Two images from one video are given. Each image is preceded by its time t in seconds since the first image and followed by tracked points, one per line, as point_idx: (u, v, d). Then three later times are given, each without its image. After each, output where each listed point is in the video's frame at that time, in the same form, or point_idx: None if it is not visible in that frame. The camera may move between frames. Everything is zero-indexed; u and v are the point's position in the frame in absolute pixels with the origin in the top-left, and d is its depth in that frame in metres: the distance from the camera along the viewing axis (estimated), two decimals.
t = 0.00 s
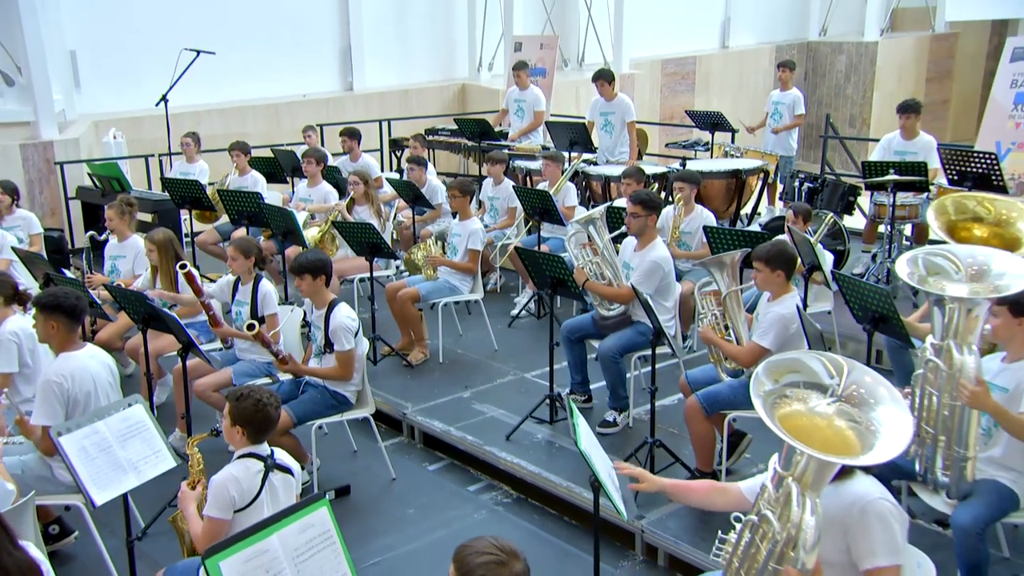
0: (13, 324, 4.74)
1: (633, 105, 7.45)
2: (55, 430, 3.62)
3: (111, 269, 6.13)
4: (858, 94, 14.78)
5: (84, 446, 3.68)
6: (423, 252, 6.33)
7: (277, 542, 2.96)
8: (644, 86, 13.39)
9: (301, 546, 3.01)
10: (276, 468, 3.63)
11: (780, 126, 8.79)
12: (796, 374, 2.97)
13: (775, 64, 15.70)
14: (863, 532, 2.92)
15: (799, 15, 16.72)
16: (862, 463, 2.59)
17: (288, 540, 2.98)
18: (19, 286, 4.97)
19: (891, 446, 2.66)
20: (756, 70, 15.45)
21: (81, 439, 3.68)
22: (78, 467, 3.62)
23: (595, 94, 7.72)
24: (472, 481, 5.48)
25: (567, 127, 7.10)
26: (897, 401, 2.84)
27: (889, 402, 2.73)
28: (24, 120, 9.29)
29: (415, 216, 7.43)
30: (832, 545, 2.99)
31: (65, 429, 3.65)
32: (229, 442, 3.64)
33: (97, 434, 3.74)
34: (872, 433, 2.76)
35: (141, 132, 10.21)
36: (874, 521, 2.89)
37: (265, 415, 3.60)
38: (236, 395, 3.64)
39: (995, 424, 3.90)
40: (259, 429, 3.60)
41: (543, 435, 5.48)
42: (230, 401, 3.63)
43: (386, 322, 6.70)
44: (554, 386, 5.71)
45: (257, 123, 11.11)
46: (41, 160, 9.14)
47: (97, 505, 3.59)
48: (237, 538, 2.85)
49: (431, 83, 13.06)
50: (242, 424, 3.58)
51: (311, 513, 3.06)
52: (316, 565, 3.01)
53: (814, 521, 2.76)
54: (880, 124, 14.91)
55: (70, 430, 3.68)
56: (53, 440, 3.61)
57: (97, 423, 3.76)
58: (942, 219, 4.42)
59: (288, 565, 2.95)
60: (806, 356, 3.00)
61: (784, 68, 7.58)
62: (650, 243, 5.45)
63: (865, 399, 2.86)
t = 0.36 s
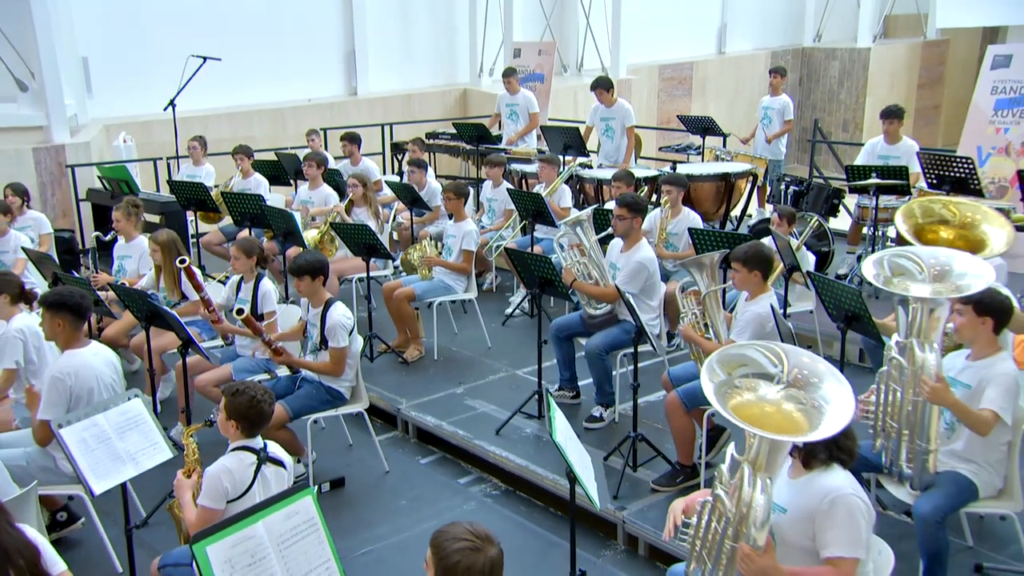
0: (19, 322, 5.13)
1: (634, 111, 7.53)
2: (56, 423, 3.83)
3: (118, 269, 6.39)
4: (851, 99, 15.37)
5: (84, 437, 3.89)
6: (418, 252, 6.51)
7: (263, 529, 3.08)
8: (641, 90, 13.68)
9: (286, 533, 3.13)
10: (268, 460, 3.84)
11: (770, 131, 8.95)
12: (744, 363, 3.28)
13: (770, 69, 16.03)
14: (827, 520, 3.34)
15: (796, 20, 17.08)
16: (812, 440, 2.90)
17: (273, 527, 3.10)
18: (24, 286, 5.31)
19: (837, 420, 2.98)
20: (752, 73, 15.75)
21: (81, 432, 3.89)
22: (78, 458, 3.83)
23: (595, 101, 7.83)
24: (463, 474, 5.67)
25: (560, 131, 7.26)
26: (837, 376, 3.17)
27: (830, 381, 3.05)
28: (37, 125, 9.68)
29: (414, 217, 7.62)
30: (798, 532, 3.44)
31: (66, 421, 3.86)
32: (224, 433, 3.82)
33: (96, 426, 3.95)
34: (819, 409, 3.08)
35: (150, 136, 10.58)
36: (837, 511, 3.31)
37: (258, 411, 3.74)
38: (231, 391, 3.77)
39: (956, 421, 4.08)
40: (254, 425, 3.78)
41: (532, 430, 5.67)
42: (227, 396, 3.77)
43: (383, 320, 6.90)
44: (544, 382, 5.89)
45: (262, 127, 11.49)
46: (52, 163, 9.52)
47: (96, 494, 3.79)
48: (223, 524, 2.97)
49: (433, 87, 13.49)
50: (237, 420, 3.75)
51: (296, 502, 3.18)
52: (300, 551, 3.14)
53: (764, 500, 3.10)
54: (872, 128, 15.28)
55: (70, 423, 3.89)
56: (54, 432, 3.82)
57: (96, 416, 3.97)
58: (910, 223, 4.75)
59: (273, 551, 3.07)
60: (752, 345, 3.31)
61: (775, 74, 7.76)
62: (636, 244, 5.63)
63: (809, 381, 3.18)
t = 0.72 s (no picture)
0: (28, 320, 5.43)
1: (631, 115, 7.65)
2: (60, 415, 4.04)
3: (126, 268, 6.66)
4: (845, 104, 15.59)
5: (86, 429, 4.09)
6: (416, 252, 6.71)
7: (252, 515, 3.19)
8: (638, 96, 14.06)
9: (274, 520, 3.24)
10: (266, 456, 3.98)
11: (764, 135, 9.13)
12: (705, 353, 3.70)
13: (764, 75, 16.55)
14: (797, 512, 3.59)
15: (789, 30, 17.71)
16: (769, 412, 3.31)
17: (262, 514, 3.21)
18: (34, 284, 5.59)
19: (790, 395, 3.39)
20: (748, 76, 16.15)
21: (83, 424, 4.10)
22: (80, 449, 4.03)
23: (594, 107, 7.96)
24: (455, 467, 5.85)
25: (555, 134, 7.42)
26: (788, 359, 3.60)
27: (782, 360, 3.48)
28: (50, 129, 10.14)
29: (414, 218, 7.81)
30: (770, 519, 3.69)
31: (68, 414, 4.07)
32: (224, 428, 3.96)
33: (98, 418, 4.16)
34: (774, 388, 3.49)
35: (160, 140, 11.06)
36: (804, 504, 3.56)
37: (256, 408, 3.88)
38: (230, 388, 3.93)
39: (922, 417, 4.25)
40: (253, 422, 3.92)
41: (523, 425, 5.85)
42: (225, 393, 3.93)
43: (382, 319, 7.11)
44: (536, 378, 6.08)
45: (270, 130, 11.99)
46: (65, 166, 9.96)
47: (97, 483, 3.99)
48: (215, 510, 3.07)
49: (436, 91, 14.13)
50: (235, 416, 3.89)
51: (285, 490, 3.29)
52: (287, 538, 3.25)
53: (724, 478, 3.46)
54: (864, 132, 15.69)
55: (73, 415, 4.10)
56: (57, 424, 4.03)
57: (98, 409, 4.18)
58: (883, 225, 4.94)
59: (261, 537, 3.18)
60: (711, 337, 3.74)
61: (766, 80, 7.96)
62: (624, 244, 5.81)
63: (762, 366, 3.59)
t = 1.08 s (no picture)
0: (38, 316, 5.67)
1: (625, 118, 7.83)
2: (66, 407, 4.25)
3: (135, 267, 6.92)
4: (840, 108, 16.61)
5: (91, 421, 4.31)
6: (415, 252, 6.92)
7: (245, 502, 3.31)
8: (638, 100, 14.51)
9: (267, 506, 3.37)
10: (264, 449, 4.13)
11: (757, 139, 9.34)
12: (680, 348, 3.92)
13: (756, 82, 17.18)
14: (766, 506, 3.75)
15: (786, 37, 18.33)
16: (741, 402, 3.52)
17: (255, 501, 3.33)
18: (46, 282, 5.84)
19: (760, 384, 3.60)
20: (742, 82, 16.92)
21: (88, 416, 4.31)
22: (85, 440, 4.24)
23: (590, 111, 8.14)
24: (451, 459, 6.02)
25: (552, 137, 7.61)
26: (759, 352, 3.81)
27: (752, 352, 3.70)
28: (64, 132, 10.56)
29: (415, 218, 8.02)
30: (741, 511, 3.86)
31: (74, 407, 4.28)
32: (222, 423, 4.16)
33: (103, 411, 4.38)
34: (745, 379, 3.70)
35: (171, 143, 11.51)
36: (772, 498, 3.72)
37: (249, 402, 4.07)
38: (226, 382, 4.11)
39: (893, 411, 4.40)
40: (250, 415, 4.11)
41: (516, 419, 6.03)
42: (220, 388, 4.10)
43: (382, 316, 7.33)
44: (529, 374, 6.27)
45: (278, 134, 12.51)
46: (79, 168, 10.34)
47: (102, 472, 4.20)
48: (209, 497, 3.20)
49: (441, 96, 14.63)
50: (231, 410, 4.08)
51: (277, 479, 3.41)
52: (279, 524, 3.37)
53: (694, 465, 3.65)
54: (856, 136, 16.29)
55: (79, 408, 4.31)
56: (64, 416, 4.24)
57: (102, 401, 4.40)
58: (862, 227, 5.14)
59: (254, 523, 3.30)
60: (686, 332, 3.96)
61: (758, 85, 8.18)
62: (615, 244, 5.98)
63: (734, 358, 3.81)
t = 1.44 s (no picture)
0: (53, 312, 5.91)
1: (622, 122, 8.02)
2: (75, 399, 4.47)
3: (146, 266, 7.17)
4: (839, 111, 17.19)
5: (100, 412, 4.53)
6: (417, 251, 7.10)
7: (242, 490, 3.50)
8: (639, 103, 15.28)
9: (264, 494, 3.56)
10: (261, 440, 4.30)
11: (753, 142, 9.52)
12: (660, 343, 4.00)
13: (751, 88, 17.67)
14: (743, 499, 3.90)
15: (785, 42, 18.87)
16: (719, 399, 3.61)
17: (252, 489, 3.52)
18: (62, 279, 6.09)
19: (737, 381, 3.69)
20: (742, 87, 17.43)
21: (97, 407, 4.53)
22: (93, 430, 4.46)
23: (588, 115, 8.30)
24: (448, 452, 6.20)
25: (553, 140, 7.76)
26: (737, 349, 3.90)
27: (730, 349, 3.78)
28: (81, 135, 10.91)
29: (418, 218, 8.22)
30: (718, 503, 4.01)
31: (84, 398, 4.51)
32: (220, 416, 4.37)
33: (112, 403, 4.60)
34: (723, 375, 3.79)
35: (183, 146, 11.90)
36: (748, 491, 3.87)
37: (246, 394, 4.30)
38: (224, 376, 4.32)
39: (870, 404, 4.57)
40: (246, 407, 4.33)
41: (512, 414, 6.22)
42: (217, 381, 4.32)
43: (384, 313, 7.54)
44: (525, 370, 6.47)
45: (288, 137, 12.89)
46: (94, 169, 10.65)
47: (109, 460, 4.42)
48: (208, 485, 3.38)
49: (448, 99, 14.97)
50: (228, 402, 4.30)
51: (274, 467, 3.61)
52: (276, 510, 3.56)
53: (674, 458, 3.77)
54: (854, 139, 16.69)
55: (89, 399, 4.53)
56: (74, 407, 4.46)
57: (110, 393, 4.62)
58: (845, 227, 5.25)
59: (252, 509, 3.50)
60: (666, 328, 4.04)
61: (755, 89, 8.37)
62: (608, 245, 6.15)
63: (713, 355, 3.90)
